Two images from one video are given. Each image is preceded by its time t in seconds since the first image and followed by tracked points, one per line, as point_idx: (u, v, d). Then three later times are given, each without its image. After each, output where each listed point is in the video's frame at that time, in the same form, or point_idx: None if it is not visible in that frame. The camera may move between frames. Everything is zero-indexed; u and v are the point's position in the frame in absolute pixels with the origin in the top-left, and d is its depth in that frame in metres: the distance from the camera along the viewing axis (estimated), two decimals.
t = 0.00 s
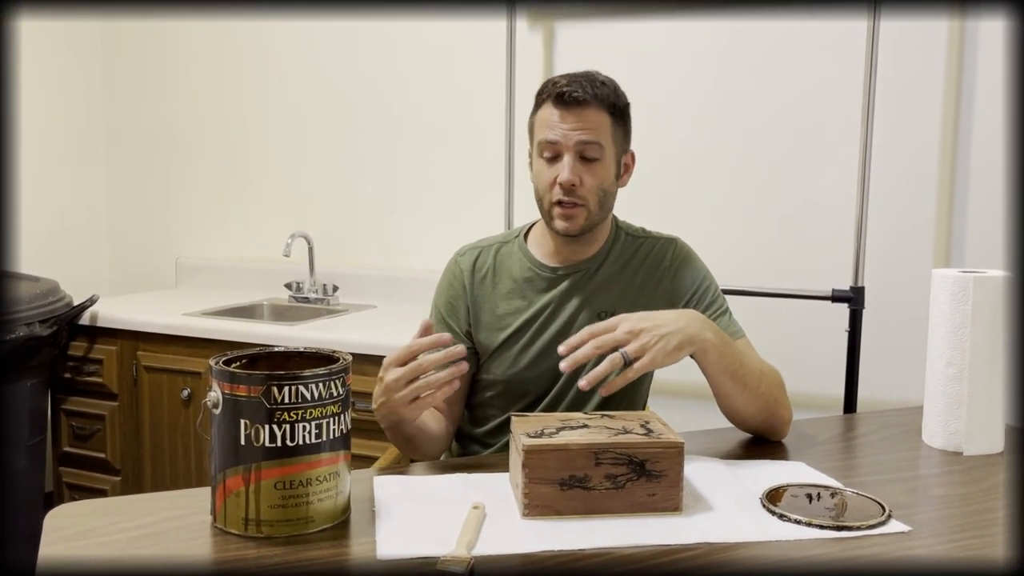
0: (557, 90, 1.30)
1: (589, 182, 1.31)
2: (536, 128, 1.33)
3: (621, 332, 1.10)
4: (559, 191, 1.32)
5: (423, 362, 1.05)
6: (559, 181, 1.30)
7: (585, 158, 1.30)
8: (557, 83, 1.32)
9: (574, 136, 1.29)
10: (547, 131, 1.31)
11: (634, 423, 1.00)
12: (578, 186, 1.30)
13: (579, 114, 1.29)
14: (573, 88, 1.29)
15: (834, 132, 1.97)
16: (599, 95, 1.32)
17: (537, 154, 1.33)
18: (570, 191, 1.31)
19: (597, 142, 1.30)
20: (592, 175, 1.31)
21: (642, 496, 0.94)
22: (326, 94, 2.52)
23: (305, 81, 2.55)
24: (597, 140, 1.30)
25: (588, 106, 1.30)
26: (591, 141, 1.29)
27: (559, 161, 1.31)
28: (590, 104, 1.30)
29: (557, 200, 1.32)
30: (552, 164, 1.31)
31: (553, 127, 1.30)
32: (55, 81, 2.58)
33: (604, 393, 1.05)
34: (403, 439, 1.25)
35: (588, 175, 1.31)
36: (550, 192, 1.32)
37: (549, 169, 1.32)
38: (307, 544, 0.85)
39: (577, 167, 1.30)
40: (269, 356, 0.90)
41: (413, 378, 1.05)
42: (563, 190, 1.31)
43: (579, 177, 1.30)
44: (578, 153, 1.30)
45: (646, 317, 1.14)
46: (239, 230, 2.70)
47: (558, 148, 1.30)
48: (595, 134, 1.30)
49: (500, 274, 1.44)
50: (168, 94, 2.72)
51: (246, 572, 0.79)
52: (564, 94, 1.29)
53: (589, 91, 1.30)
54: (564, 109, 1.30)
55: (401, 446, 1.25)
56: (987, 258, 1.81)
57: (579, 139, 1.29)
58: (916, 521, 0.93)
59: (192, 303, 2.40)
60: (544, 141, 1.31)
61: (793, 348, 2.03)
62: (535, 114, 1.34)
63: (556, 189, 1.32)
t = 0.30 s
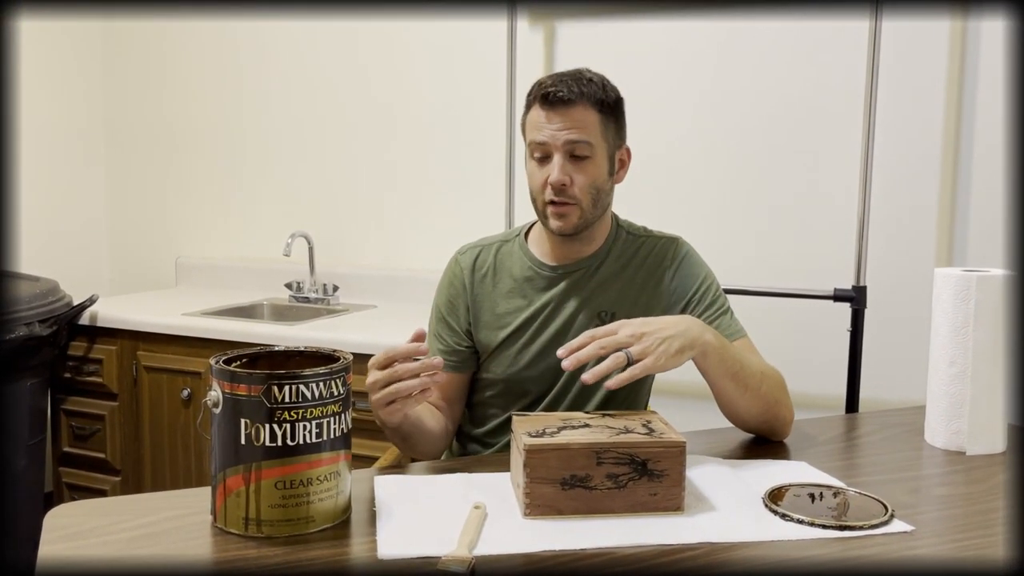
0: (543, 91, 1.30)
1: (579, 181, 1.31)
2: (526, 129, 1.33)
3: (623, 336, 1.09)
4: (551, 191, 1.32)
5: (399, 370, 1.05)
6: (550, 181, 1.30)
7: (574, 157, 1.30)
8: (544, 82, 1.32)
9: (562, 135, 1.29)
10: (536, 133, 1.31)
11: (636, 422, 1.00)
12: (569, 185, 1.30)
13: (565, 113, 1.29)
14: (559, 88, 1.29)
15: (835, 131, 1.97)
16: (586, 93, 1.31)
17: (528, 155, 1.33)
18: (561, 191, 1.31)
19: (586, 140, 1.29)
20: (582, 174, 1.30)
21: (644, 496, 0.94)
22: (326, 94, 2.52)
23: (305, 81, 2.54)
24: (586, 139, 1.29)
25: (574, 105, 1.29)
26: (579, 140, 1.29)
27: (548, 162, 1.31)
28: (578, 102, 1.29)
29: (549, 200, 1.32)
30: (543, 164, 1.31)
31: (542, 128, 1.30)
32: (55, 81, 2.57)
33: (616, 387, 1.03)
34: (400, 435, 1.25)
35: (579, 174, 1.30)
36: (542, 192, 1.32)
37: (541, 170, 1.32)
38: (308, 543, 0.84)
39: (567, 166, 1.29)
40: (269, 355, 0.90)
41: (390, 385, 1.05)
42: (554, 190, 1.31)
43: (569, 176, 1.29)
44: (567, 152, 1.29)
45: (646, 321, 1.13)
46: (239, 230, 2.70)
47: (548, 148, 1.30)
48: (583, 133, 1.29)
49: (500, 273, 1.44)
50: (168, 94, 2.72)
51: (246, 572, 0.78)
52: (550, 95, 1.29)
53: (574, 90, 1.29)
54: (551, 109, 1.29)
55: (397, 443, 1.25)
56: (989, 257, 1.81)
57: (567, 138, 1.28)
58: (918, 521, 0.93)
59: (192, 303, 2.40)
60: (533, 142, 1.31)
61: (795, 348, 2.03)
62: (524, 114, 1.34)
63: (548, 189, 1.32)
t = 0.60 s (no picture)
0: (556, 91, 1.29)
1: (590, 184, 1.30)
2: (535, 129, 1.31)
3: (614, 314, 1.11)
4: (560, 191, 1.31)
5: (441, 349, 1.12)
6: (560, 182, 1.29)
7: (585, 158, 1.29)
8: (554, 83, 1.31)
9: (575, 136, 1.28)
10: (547, 133, 1.30)
11: (636, 422, 1.00)
12: (580, 187, 1.29)
13: (577, 115, 1.29)
14: (572, 89, 1.28)
15: (835, 131, 1.97)
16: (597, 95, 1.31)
17: (536, 156, 1.32)
18: (572, 192, 1.30)
19: (598, 142, 1.29)
20: (593, 176, 1.30)
21: (644, 496, 0.93)
22: (326, 95, 2.52)
23: (305, 81, 2.54)
24: (598, 141, 1.29)
25: (587, 106, 1.29)
26: (592, 141, 1.28)
27: (559, 162, 1.30)
28: (589, 104, 1.29)
29: (559, 202, 1.31)
30: (553, 165, 1.30)
31: (554, 128, 1.29)
32: (54, 81, 2.58)
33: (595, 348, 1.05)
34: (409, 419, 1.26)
35: (589, 175, 1.30)
36: (551, 194, 1.31)
37: (550, 170, 1.30)
38: (307, 544, 0.84)
39: (579, 168, 1.29)
40: (268, 356, 0.90)
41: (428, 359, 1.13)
42: (564, 191, 1.30)
43: (581, 177, 1.29)
44: (579, 153, 1.29)
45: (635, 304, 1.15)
46: (239, 231, 2.69)
47: (559, 149, 1.29)
48: (595, 135, 1.29)
49: (500, 273, 1.44)
50: (168, 94, 2.72)
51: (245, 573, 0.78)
52: (563, 95, 1.28)
53: (588, 91, 1.29)
54: (563, 110, 1.29)
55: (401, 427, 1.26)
56: (991, 256, 1.81)
57: (579, 140, 1.28)
58: (919, 521, 0.93)
59: (192, 303, 2.40)
60: (543, 142, 1.30)
61: (795, 348, 2.02)
62: (532, 115, 1.33)
63: (557, 190, 1.31)
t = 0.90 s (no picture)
0: (561, 91, 1.29)
1: (588, 186, 1.29)
2: (539, 128, 1.31)
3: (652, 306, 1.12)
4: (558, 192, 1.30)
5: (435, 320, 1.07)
6: (558, 183, 1.29)
7: (585, 161, 1.29)
8: (562, 82, 1.31)
9: (576, 138, 1.27)
10: (550, 132, 1.29)
11: (636, 423, 1.00)
12: (577, 189, 1.29)
13: (580, 116, 1.28)
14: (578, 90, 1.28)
15: (836, 131, 1.97)
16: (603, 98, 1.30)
17: (539, 154, 1.32)
18: (569, 193, 1.29)
19: (600, 146, 1.28)
20: (592, 179, 1.29)
21: (644, 497, 0.93)
22: (327, 96, 2.52)
23: (306, 81, 2.54)
24: (599, 144, 1.29)
25: (590, 109, 1.28)
26: (593, 144, 1.28)
27: (559, 163, 1.29)
28: (594, 107, 1.29)
29: (556, 202, 1.30)
30: (553, 164, 1.30)
31: (557, 128, 1.28)
32: (54, 81, 2.58)
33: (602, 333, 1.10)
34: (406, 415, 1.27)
35: (588, 178, 1.29)
36: (550, 193, 1.31)
37: (550, 169, 1.30)
38: (307, 546, 0.84)
39: (578, 170, 1.28)
40: (268, 357, 0.90)
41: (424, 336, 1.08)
42: (561, 192, 1.29)
43: (579, 179, 1.28)
44: (579, 155, 1.28)
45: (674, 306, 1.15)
46: (239, 231, 2.69)
47: (560, 149, 1.29)
48: (597, 138, 1.28)
49: (502, 272, 1.44)
50: (168, 95, 2.72)
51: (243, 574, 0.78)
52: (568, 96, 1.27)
53: (593, 94, 1.29)
54: (568, 110, 1.28)
55: (402, 430, 1.26)
56: (992, 256, 1.81)
57: (581, 141, 1.27)
58: (919, 521, 0.93)
59: (192, 304, 2.40)
60: (546, 141, 1.30)
61: (796, 348, 2.02)
62: (539, 112, 1.32)
63: (556, 190, 1.30)
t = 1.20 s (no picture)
0: (568, 83, 1.30)
1: (600, 175, 1.30)
2: (545, 122, 1.32)
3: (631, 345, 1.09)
4: (570, 183, 1.30)
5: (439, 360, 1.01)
6: (571, 172, 1.29)
7: (596, 150, 1.30)
8: (565, 77, 1.32)
9: (587, 127, 1.29)
10: (558, 124, 1.30)
11: (637, 423, 0.99)
12: (590, 178, 1.29)
13: (589, 106, 1.30)
14: (584, 81, 1.30)
15: (836, 131, 1.96)
16: (608, 89, 1.32)
17: (546, 149, 1.32)
18: (582, 183, 1.29)
19: (609, 134, 1.30)
20: (604, 167, 1.30)
21: (645, 497, 0.93)
22: (327, 96, 2.52)
23: (306, 82, 2.54)
24: (609, 133, 1.30)
25: (598, 98, 1.30)
26: (603, 132, 1.29)
27: (570, 154, 1.30)
28: (601, 97, 1.30)
29: (569, 193, 1.29)
30: (563, 156, 1.30)
31: (566, 119, 1.29)
32: (53, 82, 2.57)
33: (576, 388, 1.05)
34: (415, 428, 1.26)
35: (600, 166, 1.30)
36: (561, 185, 1.30)
37: (561, 162, 1.30)
38: (308, 546, 0.84)
39: (590, 158, 1.29)
40: (269, 358, 0.90)
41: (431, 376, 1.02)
42: (575, 181, 1.29)
43: (592, 168, 1.28)
44: (589, 144, 1.29)
45: (657, 341, 1.11)
46: (239, 232, 2.69)
47: (569, 140, 1.30)
48: (607, 126, 1.30)
49: (503, 273, 1.44)
50: (168, 95, 2.72)
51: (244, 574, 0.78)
52: (575, 86, 1.29)
53: (600, 84, 1.31)
54: (576, 101, 1.30)
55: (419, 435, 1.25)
56: (992, 255, 1.81)
57: (592, 130, 1.29)
58: (921, 521, 0.93)
59: (192, 305, 2.40)
60: (554, 134, 1.30)
61: (797, 347, 2.02)
62: (543, 109, 1.33)
63: (568, 182, 1.30)
